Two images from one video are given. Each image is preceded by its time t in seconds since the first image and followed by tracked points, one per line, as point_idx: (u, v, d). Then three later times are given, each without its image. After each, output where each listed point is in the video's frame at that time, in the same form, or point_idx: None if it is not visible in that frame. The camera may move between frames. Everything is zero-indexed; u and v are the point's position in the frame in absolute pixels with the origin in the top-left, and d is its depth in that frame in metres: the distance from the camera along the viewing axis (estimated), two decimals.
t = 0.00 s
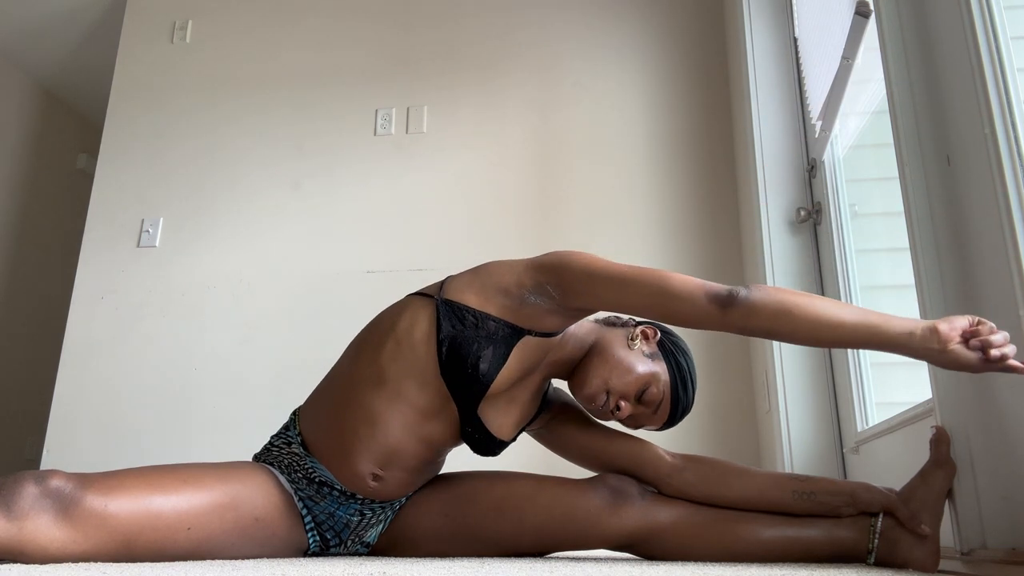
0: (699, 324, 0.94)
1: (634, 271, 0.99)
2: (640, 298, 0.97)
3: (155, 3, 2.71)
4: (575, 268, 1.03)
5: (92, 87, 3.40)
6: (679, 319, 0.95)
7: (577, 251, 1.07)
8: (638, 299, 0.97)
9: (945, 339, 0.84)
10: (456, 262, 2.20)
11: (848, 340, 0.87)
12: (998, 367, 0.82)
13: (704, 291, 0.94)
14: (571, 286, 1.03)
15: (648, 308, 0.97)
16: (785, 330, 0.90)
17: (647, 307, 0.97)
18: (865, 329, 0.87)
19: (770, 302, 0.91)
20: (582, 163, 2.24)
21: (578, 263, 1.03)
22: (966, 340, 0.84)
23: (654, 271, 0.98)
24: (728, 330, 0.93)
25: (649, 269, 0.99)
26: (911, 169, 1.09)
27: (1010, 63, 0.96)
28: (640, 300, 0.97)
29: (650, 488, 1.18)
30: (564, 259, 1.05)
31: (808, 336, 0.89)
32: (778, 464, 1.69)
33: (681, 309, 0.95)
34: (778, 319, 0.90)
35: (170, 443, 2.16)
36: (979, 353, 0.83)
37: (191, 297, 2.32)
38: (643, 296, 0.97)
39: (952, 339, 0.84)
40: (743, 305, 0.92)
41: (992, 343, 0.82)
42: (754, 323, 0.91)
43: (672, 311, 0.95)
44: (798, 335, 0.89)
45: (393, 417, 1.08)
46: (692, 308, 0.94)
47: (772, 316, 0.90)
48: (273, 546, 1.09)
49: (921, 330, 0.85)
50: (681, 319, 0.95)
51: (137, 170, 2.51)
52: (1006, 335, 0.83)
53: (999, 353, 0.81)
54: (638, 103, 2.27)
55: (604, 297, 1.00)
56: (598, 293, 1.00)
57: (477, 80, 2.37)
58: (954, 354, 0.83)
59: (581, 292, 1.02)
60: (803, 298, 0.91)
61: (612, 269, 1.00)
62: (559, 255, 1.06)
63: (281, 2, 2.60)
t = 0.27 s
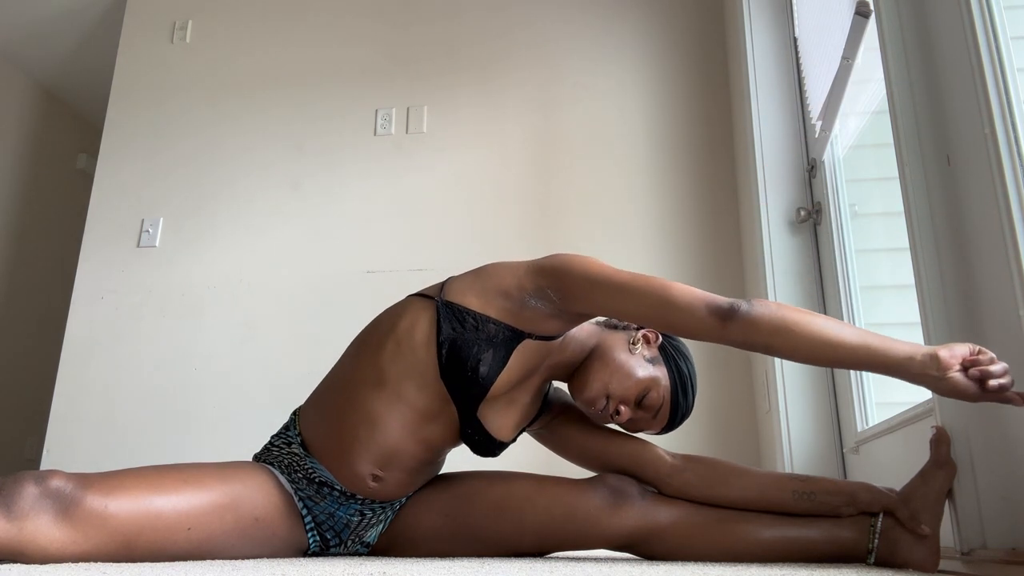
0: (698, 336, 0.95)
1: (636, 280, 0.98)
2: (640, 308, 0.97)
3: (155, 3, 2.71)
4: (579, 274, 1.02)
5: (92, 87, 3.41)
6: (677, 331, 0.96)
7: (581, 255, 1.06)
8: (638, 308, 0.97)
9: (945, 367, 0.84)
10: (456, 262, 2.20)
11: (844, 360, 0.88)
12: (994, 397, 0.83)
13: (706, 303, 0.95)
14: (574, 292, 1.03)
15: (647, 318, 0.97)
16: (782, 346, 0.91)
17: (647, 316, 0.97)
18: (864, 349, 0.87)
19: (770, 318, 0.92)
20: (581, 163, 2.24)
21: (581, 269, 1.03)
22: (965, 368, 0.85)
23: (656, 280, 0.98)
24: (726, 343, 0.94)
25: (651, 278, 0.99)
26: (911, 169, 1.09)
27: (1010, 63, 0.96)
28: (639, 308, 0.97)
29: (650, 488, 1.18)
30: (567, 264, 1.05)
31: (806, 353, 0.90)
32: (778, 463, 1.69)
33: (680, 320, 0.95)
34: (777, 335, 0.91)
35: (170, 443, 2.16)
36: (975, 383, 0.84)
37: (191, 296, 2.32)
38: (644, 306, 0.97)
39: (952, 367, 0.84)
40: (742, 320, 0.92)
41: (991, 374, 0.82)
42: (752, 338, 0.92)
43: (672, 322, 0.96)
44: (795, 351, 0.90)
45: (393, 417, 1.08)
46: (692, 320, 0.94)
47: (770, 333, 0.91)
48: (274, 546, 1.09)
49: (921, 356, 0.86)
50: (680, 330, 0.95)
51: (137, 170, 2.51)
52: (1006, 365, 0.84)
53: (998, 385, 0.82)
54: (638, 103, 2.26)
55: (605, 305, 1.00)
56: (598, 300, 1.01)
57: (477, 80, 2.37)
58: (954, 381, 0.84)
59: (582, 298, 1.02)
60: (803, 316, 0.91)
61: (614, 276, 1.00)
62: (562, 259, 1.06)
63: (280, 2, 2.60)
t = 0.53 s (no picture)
0: (697, 343, 0.95)
1: (637, 286, 0.98)
2: (639, 314, 0.97)
3: (155, 3, 2.71)
4: (580, 278, 1.02)
5: (92, 87, 3.41)
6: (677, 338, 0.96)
7: (582, 259, 1.06)
8: (637, 315, 0.97)
9: (945, 382, 0.84)
10: (456, 261, 2.20)
11: (843, 371, 0.88)
12: (993, 414, 0.83)
13: (705, 311, 0.95)
14: (575, 296, 1.02)
15: (646, 324, 0.97)
16: (781, 356, 0.91)
17: (645, 322, 0.97)
18: (863, 361, 0.87)
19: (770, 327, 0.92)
20: (581, 163, 2.24)
21: (581, 273, 1.03)
22: (965, 384, 0.85)
23: (657, 287, 0.98)
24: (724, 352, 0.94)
25: (651, 283, 0.99)
26: (911, 170, 1.09)
27: (1010, 62, 0.96)
28: (639, 315, 0.97)
29: (650, 488, 1.18)
30: (568, 268, 1.04)
31: (805, 364, 0.90)
32: (779, 463, 1.69)
33: (680, 327, 0.95)
34: (776, 345, 0.91)
35: (170, 443, 2.16)
36: (975, 400, 0.84)
37: (191, 296, 2.32)
38: (643, 312, 0.97)
39: (953, 383, 0.84)
40: (742, 329, 0.92)
41: (991, 391, 0.83)
42: (751, 348, 0.92)
43: (671, 329, 0.96)
44: (793, 361, 0.90)
45: (393, 418, 1.09)
46: (691, 328, 0.94)
47: (770, 343, 0.91)
48: (274, 546, 1.09)
49: (923, 371, 0.85)
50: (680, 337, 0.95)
51: (137, 170, 2.51)
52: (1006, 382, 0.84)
53: (997, 403, 0.82)
54: (638, 103, 2.26)
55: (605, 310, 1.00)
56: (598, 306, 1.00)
57: (477, 80, 2.37)
58: (954, 398, 0.84)
59: (582, 302, 1.02)
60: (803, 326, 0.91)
61: (614, 282, 1.00)
62: (563, 263, 1.06)
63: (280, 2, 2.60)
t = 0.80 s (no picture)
0: (695, 346, 0.95)
1: (636, 288, 0.98)
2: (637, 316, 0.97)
3: (155, 3, 2.71)
4: (579, 280, 1.02)
5: (92, 87, 3.41)
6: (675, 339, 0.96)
7: (581, 260, 1.05)
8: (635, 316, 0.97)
9: (945, 388, 0.84)
10: (456, 261, 2.20)
11: (841, 375, 0.88)
12: (993, 421, 0.83)
13: (703, 313, 0.95)
14: (573, 298, 1.02)
15: (645, 326, 0.97)
16: (780, 360, 0.91)
17: (644, 324, 0.97)
18: (861, 365, 0.87)
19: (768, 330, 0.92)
20: (581, 163, 2.24)
21: (580, 274, 1.03)
22: (965, 391, 0.85)
23: (656, 289, 0.98)
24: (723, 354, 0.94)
25: (650, 285, 0.99)
26: (911, 170, 1.09)
27: (1010, 62, 0.96)
28: (637, 317, 0.97)
29: (650, 488, 1.18)
30: (567, 269, 1.04)
31: (803, 367, 0.90)
32: (779, 462, 1.69)
33: (678, 329, 0.95)
34: (774, 348, 0.91)
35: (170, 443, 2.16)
36: (976, 405, 0.84)
37: (191, 296, 2.32)
38: (642, 314, 0.97)
39: (952, 389, 0.84)
40: (741, 332, 0.92)
41: (991, 398, 0.83)
42: (749, 351, 0.92)
43: (670, 331, 0.96)
44: (792, 365, 0.90)
45: (393, 418, 1.09)
46: (689, 331, 0.95)
47: (768, 347, 0.91)
48: (274, 546, 1.09)
49: (922, 376, 0.85)
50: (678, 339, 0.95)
51: (137, 170, 2.51)
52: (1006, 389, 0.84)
53: (998, 410, 0.82)
54: (638, 103, 2.27)
55: (604, 313, 1.00)
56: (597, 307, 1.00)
57: (478, 80, 2.37)
58: (953, 404, 0.84)
59: (581, 303, 1.02)
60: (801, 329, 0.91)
61: (613, 283, 1.00)
62: (562, 263, 1.05)
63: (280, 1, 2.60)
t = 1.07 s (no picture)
0: (692, 341, 0.95)
1: (632, 284, 0.98)
2: (634, 311, 0.97)
3: (155, 3, 2.71)
4: (576, 276, 1.02)
5: (92, 88, 3.41)
6: (672, 334, 0.96)
7: (577, 258, 1.06)
8: (632, 311, 0.97)
9: (944, 379, 0.84)
10: (456, 261, 2.20)
11: (840, 368, 0.88)
12: (994, 412, 0.83)
13: (699, 308, 0.95)
14: (570, 294, 1.03)
15: (641, 321, 0.97)
16: (777, 353, 0.91)
17: (641, 319, 0.97)
18: (859, 358, 0.87)
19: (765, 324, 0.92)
20: (581, 163, 2.24)
21: (575, 270, 1.03)
22: (965, 382, 0.84)
23: (653, 285, 0.98)
24: (720, 349, 0.94)
25: (645, 280, 0.99)
26: (911, 171, 1.09)
27: (1010, 62, 0.96)
28: (634, 312, 0.97)
29: (650, 487, 1.18)
30: (563, 266, 1.04)
31: (802, 360, 0.90)
32: (779, 461, 1.69)
33: (675, 324, 0.95)
34: (772, 342, 0.91)
35: (170, 443, 2.16)
36: (977, 396, 0.84)
37: (191, 296, 2.32)
38: (638, 308, 0.97)
39: (952, 380, 0.84)
40: (738, 326, 0.92)
41: (992, 389, 0.82)
42: (747, 345, 0.92)
43: (667, 326, 0.95)
44: (789, 359, 0.90)
45: (392, 417, 1.09)
46: (686, 325, 0.94)
47: (766, 340, 0.91)
48: (273, 546, 1.09)
49: (922, 367, 0.85)
50: (676, 333, 0.95)
51: (137, 170, 2.51)
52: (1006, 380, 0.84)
53: (998, 400, 0.82)
54: (638, 102, 2.27)
55: (601, 309, 1.00)
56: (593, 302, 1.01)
57: (478, 80, 2.37)
58: (953, 395, 0.84)
59: (577, 300, 1.02)
60: (798, 322, 0.91)
61: (609, 279, 1.00)
62: (559, 261, 1.06)
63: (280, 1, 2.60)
